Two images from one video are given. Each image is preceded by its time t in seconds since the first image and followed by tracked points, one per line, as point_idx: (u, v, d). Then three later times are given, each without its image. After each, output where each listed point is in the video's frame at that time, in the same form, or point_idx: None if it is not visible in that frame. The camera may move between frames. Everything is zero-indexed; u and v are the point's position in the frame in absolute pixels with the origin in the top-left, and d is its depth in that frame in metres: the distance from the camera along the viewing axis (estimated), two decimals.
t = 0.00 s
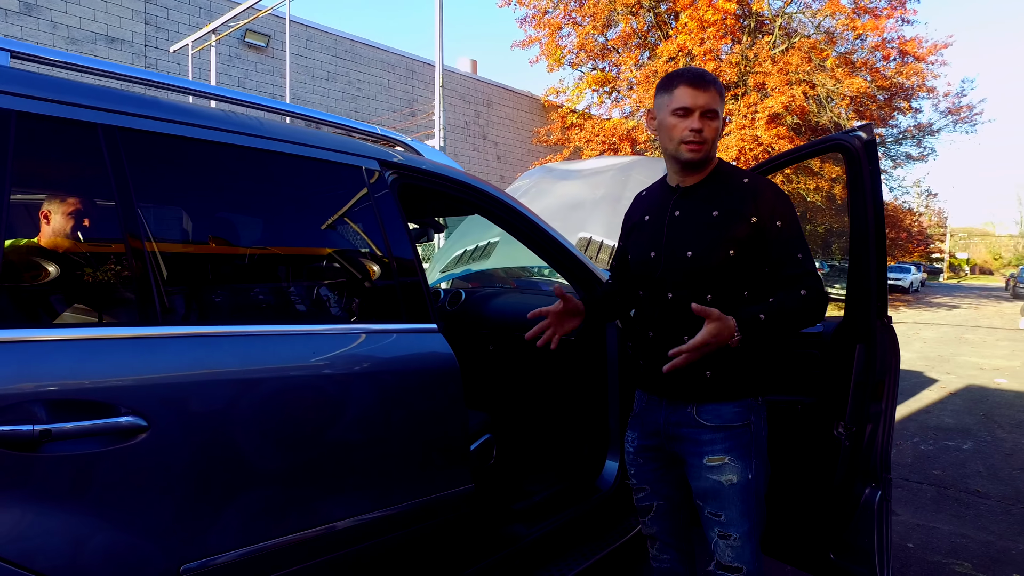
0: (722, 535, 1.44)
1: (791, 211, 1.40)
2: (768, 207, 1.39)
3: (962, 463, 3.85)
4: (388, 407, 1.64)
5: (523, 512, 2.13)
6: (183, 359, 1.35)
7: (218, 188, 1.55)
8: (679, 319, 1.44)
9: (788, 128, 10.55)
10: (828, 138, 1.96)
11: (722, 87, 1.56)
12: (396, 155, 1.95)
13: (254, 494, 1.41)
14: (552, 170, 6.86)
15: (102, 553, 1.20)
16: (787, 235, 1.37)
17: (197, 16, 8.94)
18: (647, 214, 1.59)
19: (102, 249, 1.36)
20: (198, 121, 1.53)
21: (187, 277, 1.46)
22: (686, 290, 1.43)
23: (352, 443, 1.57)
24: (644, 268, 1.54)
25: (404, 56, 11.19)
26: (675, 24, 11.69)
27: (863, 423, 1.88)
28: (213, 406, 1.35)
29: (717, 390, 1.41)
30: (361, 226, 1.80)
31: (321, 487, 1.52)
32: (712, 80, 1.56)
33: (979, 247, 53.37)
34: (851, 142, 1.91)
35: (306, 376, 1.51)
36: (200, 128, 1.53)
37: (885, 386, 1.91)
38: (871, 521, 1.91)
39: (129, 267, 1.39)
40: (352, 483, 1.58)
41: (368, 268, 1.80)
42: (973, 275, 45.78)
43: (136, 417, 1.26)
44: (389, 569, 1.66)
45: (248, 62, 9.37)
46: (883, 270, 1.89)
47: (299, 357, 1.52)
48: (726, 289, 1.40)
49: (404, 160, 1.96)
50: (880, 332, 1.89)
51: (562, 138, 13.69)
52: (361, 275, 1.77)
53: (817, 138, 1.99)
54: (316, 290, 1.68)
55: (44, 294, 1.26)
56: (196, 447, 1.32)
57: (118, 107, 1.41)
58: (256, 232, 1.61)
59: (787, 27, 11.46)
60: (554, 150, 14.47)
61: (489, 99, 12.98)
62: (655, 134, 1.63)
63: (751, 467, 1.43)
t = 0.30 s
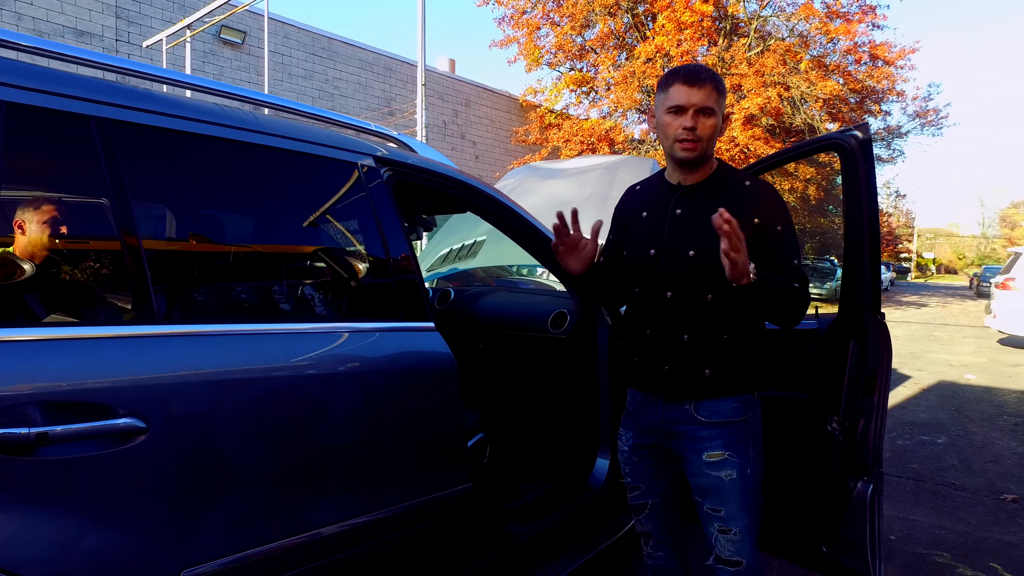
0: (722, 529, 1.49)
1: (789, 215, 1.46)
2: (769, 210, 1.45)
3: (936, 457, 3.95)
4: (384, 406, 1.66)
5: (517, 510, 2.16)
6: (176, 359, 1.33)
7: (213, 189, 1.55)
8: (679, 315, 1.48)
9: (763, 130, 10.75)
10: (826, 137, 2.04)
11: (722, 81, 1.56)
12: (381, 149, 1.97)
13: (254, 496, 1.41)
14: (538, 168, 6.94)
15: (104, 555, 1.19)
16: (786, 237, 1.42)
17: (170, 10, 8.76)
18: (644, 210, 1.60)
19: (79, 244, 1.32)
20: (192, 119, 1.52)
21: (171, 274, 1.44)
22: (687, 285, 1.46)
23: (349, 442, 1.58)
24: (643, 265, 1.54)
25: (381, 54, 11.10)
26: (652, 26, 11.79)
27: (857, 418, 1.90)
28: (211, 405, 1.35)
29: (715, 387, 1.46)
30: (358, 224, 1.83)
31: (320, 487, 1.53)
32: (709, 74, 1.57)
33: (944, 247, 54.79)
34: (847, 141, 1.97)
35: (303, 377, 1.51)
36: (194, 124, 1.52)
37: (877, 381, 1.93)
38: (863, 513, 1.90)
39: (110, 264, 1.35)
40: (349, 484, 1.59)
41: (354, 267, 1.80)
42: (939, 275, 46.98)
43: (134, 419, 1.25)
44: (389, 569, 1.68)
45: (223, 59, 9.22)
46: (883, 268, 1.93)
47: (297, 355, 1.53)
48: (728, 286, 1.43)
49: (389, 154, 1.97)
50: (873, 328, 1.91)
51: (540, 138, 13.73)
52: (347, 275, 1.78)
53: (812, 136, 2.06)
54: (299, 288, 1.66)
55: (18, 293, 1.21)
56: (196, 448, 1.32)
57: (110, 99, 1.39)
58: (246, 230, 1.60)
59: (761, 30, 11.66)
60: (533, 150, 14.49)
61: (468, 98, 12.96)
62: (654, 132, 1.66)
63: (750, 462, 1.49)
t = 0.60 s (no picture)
0: (715, 530, 1.52)
1: (782, 223, 1.52)
2: (766, 217, 1.50)
3: (910, 452, 4.05)
4: (370, 408, 1.64)
5: (505, 512, 2.16)
6: (165, 362, 1.31)
7: (200, 190, 1.53)
8: (673, 317, 1.51)
9: (737, 131, 10.92)
10: (816, 139, 2.08)
11: (699, 73, 1.55)
12: (360, 145, 1.93)
13: (247, 502, 1.40)
14: (521, 167, 6.97)
15: (93, 564, 1.17)
16: (779, 245, 1.50)
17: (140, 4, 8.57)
18: (639, 210, 1.63)
19: (50, 244, 1.28)
20: (179, 117, 1.50)
21: (150, 274, 1.40)
22: (683, 287, 1.49)
23: (340, 446, 1.58)
24: (635, 267, 1.58)
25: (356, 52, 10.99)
26: (628, 27, 11.89)
27: (844, 416, 1.97)
28: (202, 409, 1.33)
29: (707, 388, 1.50)
30: (348, 223, 1.83)
31: (311, 491, 1.52)
32: (687, 73, 1.57)
33: (909, 247, 56.23)
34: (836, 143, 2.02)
35: (295, 381, 1.50)
36: (181, 122, 1.50)
37: (864, 378, 1.99)
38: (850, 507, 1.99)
39: (84, 264, 1.32)
40: (340, 488, 1.59)
41: (336, 267, 1.78)
42: (904, 274, 48.19)
43: (124, 424, 1.23)
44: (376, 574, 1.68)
45: (195, 55, 9.05)
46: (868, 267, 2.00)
47: (286, 355, 1.52)
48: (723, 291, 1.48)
49: (369, 150, 1.94)
50: (859, 327, 1.97)
51: (517, 137, 13.74)
52: (328, 275, 1.75)
53: (801, 139, 2.14)
54: (281, 288, 1.64)
55: None
56: (186, 452, 1.31)
57: (96, 94, 1.37)
58: (226, 230, 1.58)
59: (734, 33, 11.83)
60: (509, 150, 14.50)
61: (444, 97, 12.90)
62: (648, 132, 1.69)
63: (741, 462, 1.51)
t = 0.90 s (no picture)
0: (692, 538, 1.57)
1: (771, 218, 1.51)
2: (747, 217, 1.51)
3: (880, 448, 4.15)
4: (351, 411, 1.63)
5: (489, 513, 2.19)
6: (144, 366, 1.28)
7: (180, 191, 1.51)
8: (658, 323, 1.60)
9: (710, 132, 11.07)
10: (799, 141, 2.12)
11: (601, 100, 1.64)
12: (339, 142, 1.90)
13: (235, 509, 1.39)
14: (499, 168, 6.99)
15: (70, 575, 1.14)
16: (767, 243, 1.49)
17: None
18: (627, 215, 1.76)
19: (17, 244, 1.23)
20: (158, 116, 1.47)
21: (124, 273, 1.36)
22: (665, 294, 1.58)
23: (328, 450, 1.57)
24: (624, 273, 1.71)
25: (329, 50, 10.86)
26: (602, 28, 11.96)
27: (825, 414, 2.04)
28: (187, 414, 1.32)
29: (690, 392, 1.58)
30: (331, 222, 1.82)
31: (299, 497, 1.52)
32: (603, 100, 1.66)
33: (875, 247, 57.62)
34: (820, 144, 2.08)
35: (281, 385, 1.49)
36: (161, 121, 1.47)
37: (844, 376, 2.08)
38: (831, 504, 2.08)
39: (51, 264, 1.27)
40: (329, 492, 1.58)
41: (314, 267, 1.75)
42: (869, 273, 49.37)
43: (103, 431, 1.20)
44: None
45: (163, 50, 8.86)
46: (852, 265, 2.05)
47: (270, 356, 1.50)
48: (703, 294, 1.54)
49: (346, 147, 1.91)
50: (840, 326, 2.04)
51: (492, 137, 13.72)
52: (305, 276, 1.72)
53: (788, 139, 2.15)
54: (258, 288, 1.61)
55: None
56: (173, 458, 1.29)
57: (73, 88, 1.33)
58: (202, 230, 1.55)
59: (706, 35, 11.99)
60: (484, 150, 14.48)
61: (419, 96, 12.82)
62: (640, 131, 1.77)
63: (722, 472, 1.57)
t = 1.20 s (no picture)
0: (666, 534, 1.70)
1: (696, 209, 1.61)
2: (674, 211, 1.64)
3: (853, 443, 4.23)
4: (332, 411, 1.60)
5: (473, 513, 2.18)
6: (117, 368, 1.24)
7: (153, 187, 1.46)
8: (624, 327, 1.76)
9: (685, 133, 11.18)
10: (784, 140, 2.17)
11: (549, 116, 1.82)
12: (316, 136, 1.87)
13: (215, 513, 1.36)
14: (478, 166, 6.84)
15: None
16: (690, 232, 1.59)
17: None
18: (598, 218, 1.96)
19: None
20: (131, 110, 1.43)
21: (96, 271, 1.32)
22: (623, 295, 1.74)
23: (309, 452, 1.55)
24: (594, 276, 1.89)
25: (304, 47, 10.72)
26: (578, 29, 12.02)
27: (809, 411, 2.09)
28: (164, 416, 1.28)
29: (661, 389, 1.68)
30: (311, 219, 1.79)
31: (280, 500, 1.49)
32: (554, 114, 1.83)
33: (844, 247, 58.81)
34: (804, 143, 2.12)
35: (260, 385, 1.46)
36: (134, 115, 1.43)
37: (828, 373, 2.12)
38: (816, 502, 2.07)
39: (18, 262, 1.22)
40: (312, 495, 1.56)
41: (294, 266, 1.72)
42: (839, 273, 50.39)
43: (76, 435, 1.16)
44: None
45: (132, 45, 8.64)
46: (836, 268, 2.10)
47: (248, 356, 1.47)
48: (652, 292, 1.68)
49: (325, 141, 1.88)
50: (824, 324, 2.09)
51: (468, 137, 13.68)
52: (283, 276, 1.68)
53: (775, 137, 2.20)
54: (236, 286, 1.58)
55: None
56: (148, 461, 1.25)
57: (44, 78, 1.29)
58: (177, 227, 1.50)
59: (681, 37, 12.13)
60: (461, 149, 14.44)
61: (394, 95, 12.73)
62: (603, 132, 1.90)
63: (693, 471, 1.69)
